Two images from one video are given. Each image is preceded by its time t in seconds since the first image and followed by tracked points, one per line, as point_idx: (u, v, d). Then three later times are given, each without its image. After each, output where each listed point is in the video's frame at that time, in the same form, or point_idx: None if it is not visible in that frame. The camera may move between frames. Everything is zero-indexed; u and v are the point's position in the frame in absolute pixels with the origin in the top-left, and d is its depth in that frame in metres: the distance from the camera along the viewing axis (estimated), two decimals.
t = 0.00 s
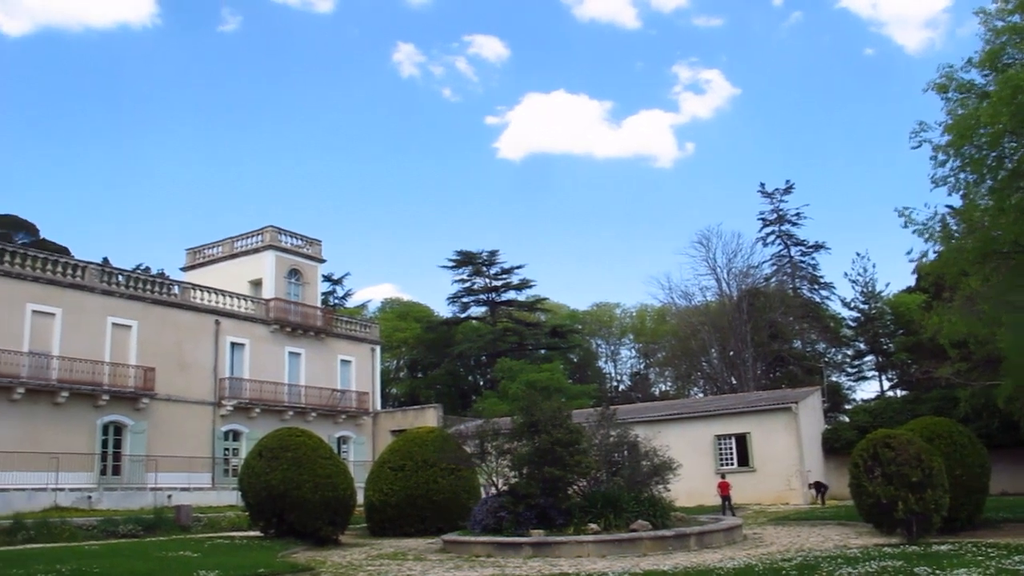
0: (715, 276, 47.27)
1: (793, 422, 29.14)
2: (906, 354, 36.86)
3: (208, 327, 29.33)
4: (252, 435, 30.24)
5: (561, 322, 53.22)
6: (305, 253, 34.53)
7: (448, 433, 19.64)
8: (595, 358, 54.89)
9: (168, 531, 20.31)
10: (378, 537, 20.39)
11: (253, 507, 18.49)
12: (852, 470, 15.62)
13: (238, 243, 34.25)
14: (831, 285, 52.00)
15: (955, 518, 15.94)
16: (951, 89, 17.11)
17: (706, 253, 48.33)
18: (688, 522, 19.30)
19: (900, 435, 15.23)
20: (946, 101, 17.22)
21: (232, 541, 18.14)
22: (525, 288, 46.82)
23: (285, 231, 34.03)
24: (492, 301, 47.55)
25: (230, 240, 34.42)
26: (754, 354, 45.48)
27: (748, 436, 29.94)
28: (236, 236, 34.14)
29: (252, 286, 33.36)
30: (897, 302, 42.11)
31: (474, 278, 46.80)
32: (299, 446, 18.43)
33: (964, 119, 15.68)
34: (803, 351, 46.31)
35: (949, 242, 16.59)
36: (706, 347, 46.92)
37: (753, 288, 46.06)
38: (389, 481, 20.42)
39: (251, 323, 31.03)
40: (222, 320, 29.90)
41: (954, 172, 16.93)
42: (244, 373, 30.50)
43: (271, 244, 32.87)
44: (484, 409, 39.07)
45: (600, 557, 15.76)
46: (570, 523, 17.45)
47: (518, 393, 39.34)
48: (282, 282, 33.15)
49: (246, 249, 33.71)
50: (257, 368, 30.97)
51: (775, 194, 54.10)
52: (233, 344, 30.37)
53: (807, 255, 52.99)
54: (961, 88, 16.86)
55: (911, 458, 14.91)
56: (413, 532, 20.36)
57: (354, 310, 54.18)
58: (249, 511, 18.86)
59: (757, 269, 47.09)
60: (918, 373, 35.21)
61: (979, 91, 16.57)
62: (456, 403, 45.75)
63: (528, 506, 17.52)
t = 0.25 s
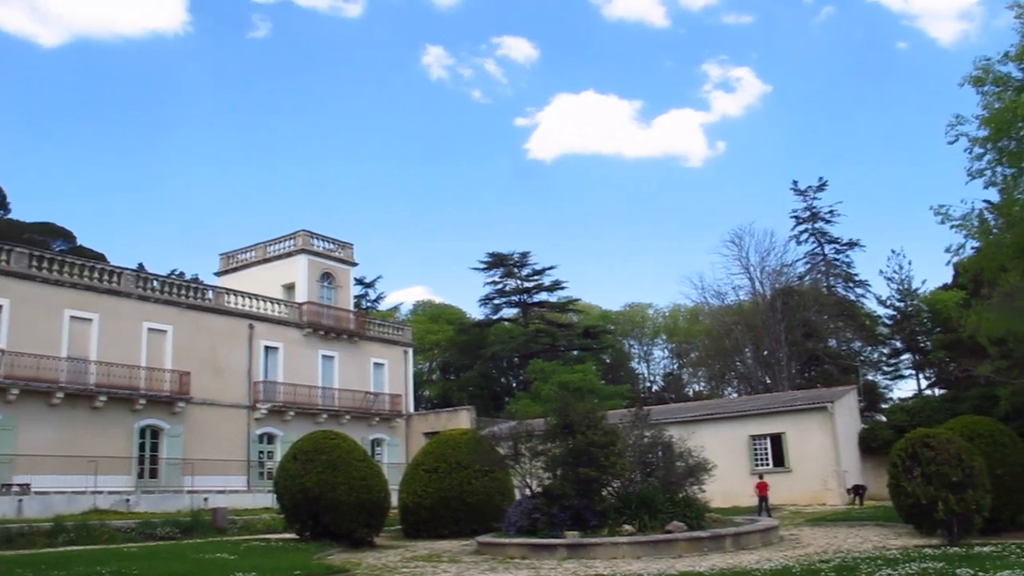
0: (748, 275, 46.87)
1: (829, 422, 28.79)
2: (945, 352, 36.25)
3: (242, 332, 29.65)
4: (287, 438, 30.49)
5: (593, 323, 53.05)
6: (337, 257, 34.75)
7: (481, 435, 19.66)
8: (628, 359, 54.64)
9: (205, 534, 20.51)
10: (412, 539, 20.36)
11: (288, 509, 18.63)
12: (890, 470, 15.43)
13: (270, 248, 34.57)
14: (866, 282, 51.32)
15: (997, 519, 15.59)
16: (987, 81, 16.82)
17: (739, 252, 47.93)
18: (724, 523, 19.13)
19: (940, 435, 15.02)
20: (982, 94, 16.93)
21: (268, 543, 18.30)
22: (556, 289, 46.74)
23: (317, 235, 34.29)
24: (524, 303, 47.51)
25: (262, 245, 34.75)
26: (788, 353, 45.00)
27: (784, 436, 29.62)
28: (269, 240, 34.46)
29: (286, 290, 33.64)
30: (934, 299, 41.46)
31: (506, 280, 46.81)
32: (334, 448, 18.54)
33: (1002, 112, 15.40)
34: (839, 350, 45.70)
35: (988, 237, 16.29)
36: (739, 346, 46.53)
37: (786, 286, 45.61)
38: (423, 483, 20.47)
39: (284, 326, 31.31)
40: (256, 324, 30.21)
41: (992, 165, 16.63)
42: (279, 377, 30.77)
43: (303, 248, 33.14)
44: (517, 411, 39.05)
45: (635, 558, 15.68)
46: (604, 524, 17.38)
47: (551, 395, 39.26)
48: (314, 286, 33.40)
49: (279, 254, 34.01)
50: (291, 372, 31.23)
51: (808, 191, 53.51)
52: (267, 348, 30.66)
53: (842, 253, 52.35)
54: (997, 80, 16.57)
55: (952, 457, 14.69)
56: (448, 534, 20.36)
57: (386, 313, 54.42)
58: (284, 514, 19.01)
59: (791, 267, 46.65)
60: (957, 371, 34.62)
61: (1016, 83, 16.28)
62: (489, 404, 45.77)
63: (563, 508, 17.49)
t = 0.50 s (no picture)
0: (781, 270, 46.43)
1: (866, 417, 28.42)
2: (983, 346, 35.62)
3: (275, 335, 29.93)
4: (322, 440, 30.73)
5: (625, 321, 52.84)
6: (369, 259, 34.94)
7: (515, 435, 19.68)
8: (661, 357, 54.36)
9: (241, 536, 20.75)
10: (448, 540, 20.44)
11: (324, 511, 18.78)
12: (929, 466, 15.20)
13: (302, 251, 34.84)
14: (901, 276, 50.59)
15: None
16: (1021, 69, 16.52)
17: (771, 247, 47.48)
18: (760, 521, 18.98)
19: (980, 430, 14.71)
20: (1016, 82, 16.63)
21: (304, 544, 18.47)
22: (588, 288, 46.62)
23: (348, 238, 34.50)
24: (555, 302, 47.45)
25: (294, 249, 35.04)
26: (823, 349, 44.49)
27: (820, 433, 29.30)
28: (300, 244, 34.74)
29: (318, 293, 33.89)
30: (972, 292, 40.77)
31: (537, 279, 46.81)
32: (368, 450, 18.65)
33: None
34: (873, 345, 44.85)
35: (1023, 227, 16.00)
36: (773, 343, 46.12)
37: (820, 282, 45.13)
38: (458, 483, 20.53)
39: (317, 329, 31.57)
40: (289, 328, 30.48)
41: None
42: (313, 379, 31.02)
43: (335, 251, 33.37)
44: (550, 411, 39.02)
45: (671, 557, 15.62)
46: (640, 523, 17.32)
47: (584, 394, 39.17)
48: (346, 289, 33.61)
49: (311, 257, 34.28)
50: (325, 374, 31.47)
51: (840, 185, 52.87)
52: (301, 351, 30.93)
53: (875, 247, 51.66)
54: None
55: (992, 452, 14.41)
56: (483, 535, 20.40)
57: (418, 314, 54.64)
58: (320, 515, 19.17)
59: (824, 262, 46.15)
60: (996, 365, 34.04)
61: None
62: (522, 404, 45.77)
63: (598, 507, 17.46)
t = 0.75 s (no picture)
0: (811, 267, 45.96)
1: (900, 415, 28.03)
2: (1019, 342, 34.99)
3: (305, 336, 30.12)
4: (352, 441, 30.87)
5: (654, 319, 52.54)
6: (397, 260, 35.05)
7: (545, 435, 19.64)
8: (690, 355, 54.00)
9: (273, 536, 20.90)
10: (478, 539, 20.42)
11: (355, 511, 18.85)
12: (965, 464, 14.99)
13: (331, 253, 35.03)
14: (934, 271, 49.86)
15: None
16: None
17: (801, 244, 47.02)
18: (793, 520, 18.77)
19: (1017, 427, 14.56)
20: None
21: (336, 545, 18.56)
22: (616, 286, 46.43)
23: (377, 239, 34.65)
24: (584, 301, 47.32)
25: (323, 250, 35.25)
26: (855, 345, 43.94)
27: (853, 430, 28.95)
28: (329, 246, 34.95)
29: (347, 294, 34.05)
30: (1007, 287, 40.10)
31: (566, 279, 46.71)
32: (398, 450, 18.71)
33: None
34: (907, 341, 44.29)
35: None
36: (804, 340, 45.67)
37: (851, 278, 44.61)
38: (488, 483, 20.53)
39: (347, 330, 31.72)
40: (319, 329, 30.66)
41: None
42: (343, 380, 31.18)
43: (363, 253, 33.53)
44: (579, 410, 38.89)
45: (704, 556, 15.50)
46: (672, 522, 17.25)
47: (613, 392, 38.96)
48: (375, 289, 33.75)
49: (340, 258, 34.46)
50: (355, 375, 31.61)
51: (871, 180, 52.22)
52: (330, 352, 31.09)
53: (907, 242, 50.97)
54: None
55: None
56: (513, 534, 20.36)
57: (447, 315, 54.73)
58: (351, 516, 19.25)
59: (855, 258, 45.65)
60: None
61: None
62: (551, 404, 45.66)
63: (629, 506, 17.37)
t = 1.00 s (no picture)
0: (842, 263, 45.44)
1: (934, 411, 27.62)
2: None
3: (335, 338, 30.28)
4: (383, 442, 30.98)
5: (684, 318, 52.23)
6: (425, 261, 35.13)
7: (575, 435, 19.59)
8: (721, 353, 53.60)
9: (306, 537, 21.03)
10: (510, 539, 20.41)
11: (387, 512, 18.91)
12: (1002, 462, 14.66)
13: (360, 255, 35.19)
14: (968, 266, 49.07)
15: None
16: None
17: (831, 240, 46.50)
18: (827, 519, 18.56)
19: None
20: None
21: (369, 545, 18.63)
22: (645, 285, 46.19)
23: (405, 241, 34.76)
24: (613, 300, 47.14)
25: (352, 252, 35.42)
26: (888, 341, 43.36)
27: (886, 428, 28.57)
28: (358, 248, 35.11)
29: (376, 296, 34.18)
30: None
31: (594, 278, 46.55)
32: (429, 451, 18.74)
33: None
34: (940, 337, 43.75)
35: None
36: (835, 337, 45.19)
37: (883, 274, 44.05)
38: (519, 483, 20.50)
39: (376, 332, 31.84)
40: (348, 331, 30.81)
41: None
42: (373, 382, 31.29)
43: (391, 254, 33.65)
44: (609, 409, 38.72)
45: (736, 555, 15.37)
46: (704, 522, 17.14)
47: (643, 391, 38.75)
48: (404, 291, 33.85)
49: (368, 260, 34.60)
50: (385, 376, 31.72)
51: (902, 175, 51.51)
52: (360, 354, 31.23)
53: (940, 237, 50.22)
54: None
55: None
56: (545, 534, 20.30)
57: (476, 316, 54.76)
58: (383, 517, 19.31)
59: (887, 253, 45.09)
60: None
61: None
62: (581, 404, 45.51)
63: (661, 505, 17.28)
